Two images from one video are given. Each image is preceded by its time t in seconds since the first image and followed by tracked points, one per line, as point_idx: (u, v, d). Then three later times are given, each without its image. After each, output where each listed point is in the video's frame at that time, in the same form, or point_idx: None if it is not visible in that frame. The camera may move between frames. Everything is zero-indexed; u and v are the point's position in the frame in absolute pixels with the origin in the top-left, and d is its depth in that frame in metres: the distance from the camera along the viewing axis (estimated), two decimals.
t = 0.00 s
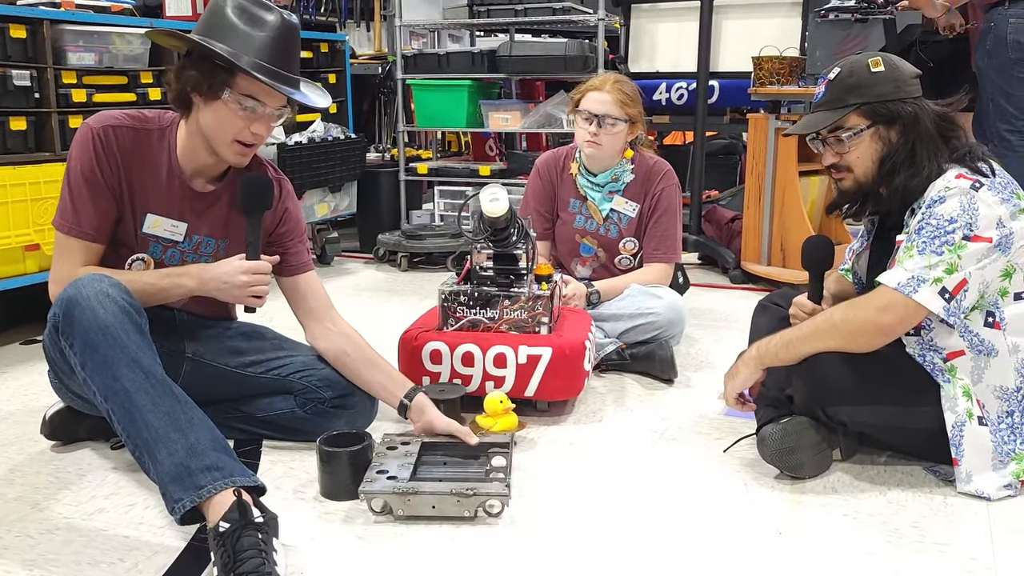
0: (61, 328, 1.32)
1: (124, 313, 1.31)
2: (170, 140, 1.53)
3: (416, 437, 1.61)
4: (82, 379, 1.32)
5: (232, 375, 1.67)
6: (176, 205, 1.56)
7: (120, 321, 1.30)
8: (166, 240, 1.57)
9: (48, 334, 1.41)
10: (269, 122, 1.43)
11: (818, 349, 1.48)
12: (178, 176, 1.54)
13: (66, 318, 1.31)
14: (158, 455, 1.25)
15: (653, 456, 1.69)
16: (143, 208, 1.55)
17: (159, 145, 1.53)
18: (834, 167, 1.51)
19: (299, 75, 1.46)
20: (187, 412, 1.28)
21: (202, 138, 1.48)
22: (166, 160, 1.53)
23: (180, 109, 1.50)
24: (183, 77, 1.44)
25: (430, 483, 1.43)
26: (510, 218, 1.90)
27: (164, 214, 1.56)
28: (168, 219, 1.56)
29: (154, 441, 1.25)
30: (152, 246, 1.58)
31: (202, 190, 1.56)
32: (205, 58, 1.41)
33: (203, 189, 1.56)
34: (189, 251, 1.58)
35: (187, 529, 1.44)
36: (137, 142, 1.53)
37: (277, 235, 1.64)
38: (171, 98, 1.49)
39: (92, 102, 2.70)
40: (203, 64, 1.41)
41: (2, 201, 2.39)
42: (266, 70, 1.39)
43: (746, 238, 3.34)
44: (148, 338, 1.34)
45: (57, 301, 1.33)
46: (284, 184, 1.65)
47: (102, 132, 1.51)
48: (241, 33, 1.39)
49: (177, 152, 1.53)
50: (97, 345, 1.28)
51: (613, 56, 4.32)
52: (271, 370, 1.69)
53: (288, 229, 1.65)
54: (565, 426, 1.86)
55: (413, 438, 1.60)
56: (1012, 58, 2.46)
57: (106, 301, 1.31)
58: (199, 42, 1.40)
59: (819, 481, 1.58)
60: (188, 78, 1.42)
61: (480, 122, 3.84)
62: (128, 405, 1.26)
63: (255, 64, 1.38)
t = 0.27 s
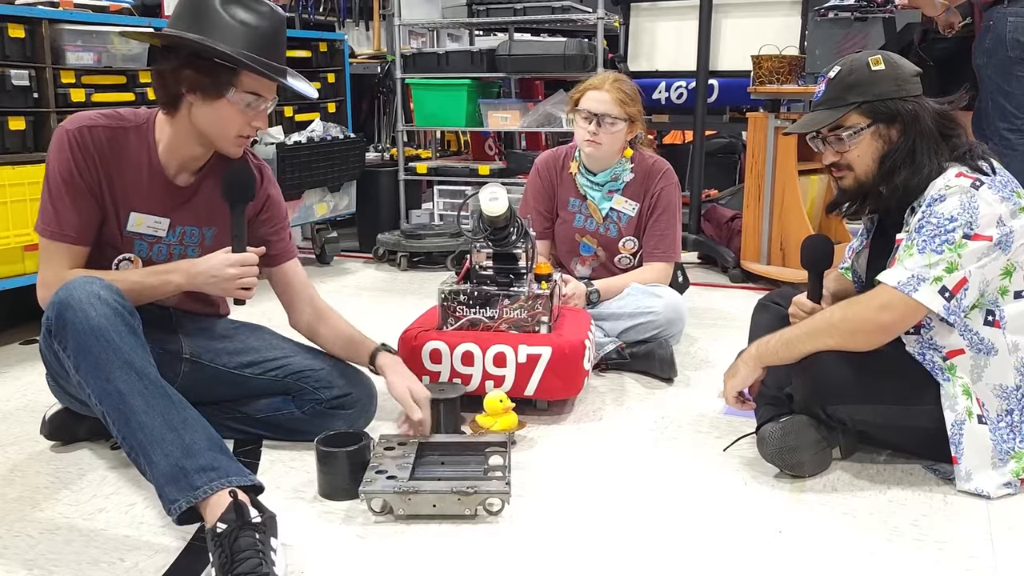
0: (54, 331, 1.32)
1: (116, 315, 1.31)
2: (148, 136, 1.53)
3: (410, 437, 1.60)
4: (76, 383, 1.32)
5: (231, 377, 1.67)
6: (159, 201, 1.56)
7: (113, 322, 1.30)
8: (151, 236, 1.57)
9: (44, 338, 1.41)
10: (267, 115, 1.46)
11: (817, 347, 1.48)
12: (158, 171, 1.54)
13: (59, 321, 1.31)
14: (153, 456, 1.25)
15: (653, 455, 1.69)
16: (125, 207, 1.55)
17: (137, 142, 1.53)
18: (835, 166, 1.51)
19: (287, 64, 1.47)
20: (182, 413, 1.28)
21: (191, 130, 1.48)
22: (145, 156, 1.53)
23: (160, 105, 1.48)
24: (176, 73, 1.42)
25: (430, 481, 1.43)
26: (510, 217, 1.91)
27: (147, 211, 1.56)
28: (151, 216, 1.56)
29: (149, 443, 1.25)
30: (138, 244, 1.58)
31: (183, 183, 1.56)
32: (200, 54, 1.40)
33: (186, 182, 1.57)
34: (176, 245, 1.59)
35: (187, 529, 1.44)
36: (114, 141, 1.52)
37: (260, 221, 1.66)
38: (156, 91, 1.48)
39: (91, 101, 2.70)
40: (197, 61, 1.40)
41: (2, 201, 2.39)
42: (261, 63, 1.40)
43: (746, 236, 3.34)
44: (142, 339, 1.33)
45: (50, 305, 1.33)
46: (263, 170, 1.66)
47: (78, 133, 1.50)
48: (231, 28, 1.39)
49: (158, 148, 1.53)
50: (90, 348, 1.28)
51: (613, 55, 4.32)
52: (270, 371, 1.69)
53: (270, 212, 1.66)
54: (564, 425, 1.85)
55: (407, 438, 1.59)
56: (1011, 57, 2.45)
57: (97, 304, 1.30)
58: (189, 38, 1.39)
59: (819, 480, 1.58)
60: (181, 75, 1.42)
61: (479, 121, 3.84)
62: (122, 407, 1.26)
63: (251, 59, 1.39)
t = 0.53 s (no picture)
0: (61, 324, 1.32)
1: (125, 308, 1.31)
2: (126, 134, 1.53)
3: (411, 437, 1.60)
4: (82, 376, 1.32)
5: (231, 372, 1.67)
6: (146, 197, 1.57)
7: (121, 316, 1.30)
8: (144, 233, 1.59)
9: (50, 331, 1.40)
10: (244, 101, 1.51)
11: (818, 348, 1.48)
12: (140, 167, 1.56)
13: (68, 313, 1.31)
14: (159, 450, 1.25)
15: (653, 455, 1.69)
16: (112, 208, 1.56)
17: (115, 142, 1.53)
18: (835, 166, 1.51)
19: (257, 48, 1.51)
20: (188, 407, 1.28)
21: (171, 123, 1.51)
22: (125, 155, 1.54)
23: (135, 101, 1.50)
24: (152, 69, 1.45)
25: (429, 480, 1.43)
26: (510, 217, 1.90)
27: (135, 208, 1.57)
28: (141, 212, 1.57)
29: (154, 436, 1.25)
30: (133, 243, 1.59)
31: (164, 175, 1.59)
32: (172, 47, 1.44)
33: (166, 172, 1.60)
34: (168, 237, 1.62)
35: (186, 527, 1.44)
36: (91, 144, 1.52)
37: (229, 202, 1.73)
38: (129, 84, 1.49)
39: (92, 100, 2.70)
40: (174, 54, 1.43)
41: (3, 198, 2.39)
42: (236, 51, 1.44)
43: (746, 237, 3.34)
44: (149, 334, 1.33)
45: (59, 297, 1.32)
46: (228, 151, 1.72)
47: (56, 142, 1.49)
48: (202, 18, 1.42)
49: (138, 146, 1.54)
50: (97, 340, 1.28)
51: (614, 56, 4.32)
52: (270, 366, 1.69)
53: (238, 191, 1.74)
54: (564, 425, 1.85)
55: (408, 438, 1.59)
56: (1012, 58, 2.46)
57: (106, 296, 1.30)
58: (164, 31, 1.42)
59: (819, 480, 1.58)
60: (158, 69, 1.45)
61: (480, 121, 3.84)
62: (128, 400, 1.26)
63: (225, 48, 1.43)
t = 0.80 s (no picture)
0: (62, 325, 1.32)
1: (125, 308, 1.32)
2: (118, 135, 1.54)
3: (411, 438, 1.60)
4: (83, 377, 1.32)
5: (233, 375, 1.67)
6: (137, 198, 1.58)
7: (122, 316, 1.30)
8: (135, 234, 1.60)
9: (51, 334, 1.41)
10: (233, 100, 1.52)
11: (818, 350, 1.48)
12: (132, 169, 1.57)
13: (69, 314, 1.31)
14: (160, 449, 1.25)
15: (654, 457, 1.70)
16: (105, 210, 1.56)
17: (106, 144, 1.54)
18: (835, 167, 1.52)
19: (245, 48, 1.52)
20: (189, 407, 1.29)
21: (162, 124, 1.51)
22: (116, 156, 1.55)
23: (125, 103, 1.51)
24: (140, 69, 1.45)
25: (431, 482, 1.44)
26: (512, 219, 1.90)
27: (127, 209, 1.58)
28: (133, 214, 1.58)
29: (156, 435, 1.25)
30: (124, 244, 1.60)
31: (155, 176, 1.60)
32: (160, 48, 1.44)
33: (157, 174, 1.61)
34: (159, 238, 1.62)
35: (188, 528, 1.44)
36: (82, 146, 1.52)
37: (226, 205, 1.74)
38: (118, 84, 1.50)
39: (95, 102, 2.70)
40: (162, 53, 1.44)
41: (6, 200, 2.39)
42: (222, 49, 1.45)
43: (746, 238, 3.34)
44: (150, 334, 1.34)
45: (59, 298, 1.33)
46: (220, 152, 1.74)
47: (49, 144, 1.50)
48: (189, 18, 1.43)
49: (130, 148, 1.55)
50: (98, 340, 1.28)
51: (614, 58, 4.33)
52: (271, 367, 1.69)
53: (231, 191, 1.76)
54: (565, 426, 1.86)
55: (409, 439, 1.60)
56: (1012, 61, 2.46)
57: (107, 296, 1.31)
58: (151, 32, 1.43)
59: (819, 483, 1.59)
60: (146, 69, 1.45)
61: (480, 123, 3.85)
62: (130, 400, 1.26)
63: (211, 47, 1.44)
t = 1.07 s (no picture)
0: (75, 327, 1.33)
1: (139, 314, 1.32)
2: (121, 142, 1.55)
3: (412, 444, 1.61)
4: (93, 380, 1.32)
5: (237, 380, 1.67)
6: (139, 204, 1.59)
7: (135, 322, 1.31)
8: (135, 240, 1.61)
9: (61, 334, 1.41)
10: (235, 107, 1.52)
11: (818, 358, 1.48)
12: (133, 175, 1.58)
13: (82, 317, 1.31)
14: (167, 455, 1.26)
15: (654, 464, 1.70)
16: (106, 216, 1.58)
17: (109, 150, 1.55)
18: (832, 176, 1.53)
19: (246, 55, 1.52)
20: (197, 413, 1.30)
21: (164, 132, 1.52)
22: (119, 163, 1.56)
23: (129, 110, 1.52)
24: (142, 78, 1.46)
25: (431, 487, 1.44)
26: (513, 226, 1.92)
27: (128, 215, 1.59)
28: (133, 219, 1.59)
29: (163, 441, 1.26)
30: (125, 250, 1.61)
31: (157, 182, 1.61)
32: (161, 57, 1.45)
33: (160, 181, 1.62)
34: (160, 244, 1.64)
35: (189, 534, 1.44)
36: (85, 151, 1.54)
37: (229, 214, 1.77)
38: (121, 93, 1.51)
39: (99, 109, 2.72)
40: (163, 63, 1.45)
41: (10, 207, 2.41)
42: (224, 58, 1.45)
43: (747, 246, 3.35)
44: (162, 340, 1.35)
45: (74, 300, 1.33)
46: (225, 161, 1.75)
47: (52, 150, 1.51)
48: (191, 27, 1.44)
49: (133, 154, 1.57)
50: (110, 345, 1.29)
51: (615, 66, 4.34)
52: (276, 375, 1.69)
53: (235, 199, 1.77)
54: (566, 433, 1.86)
55: (410, 446, 1.60)
56: (1011, 71, 2.47)
57: (122, 302, 1.32)
58: (153, 43, 1.43)
59: (820, 490, 1.59)
60: (147, 78, 1.46)
61: (482, 130, 3.86)
62: (139, 404, 1.27)
63: (213, 55, 1.44)
